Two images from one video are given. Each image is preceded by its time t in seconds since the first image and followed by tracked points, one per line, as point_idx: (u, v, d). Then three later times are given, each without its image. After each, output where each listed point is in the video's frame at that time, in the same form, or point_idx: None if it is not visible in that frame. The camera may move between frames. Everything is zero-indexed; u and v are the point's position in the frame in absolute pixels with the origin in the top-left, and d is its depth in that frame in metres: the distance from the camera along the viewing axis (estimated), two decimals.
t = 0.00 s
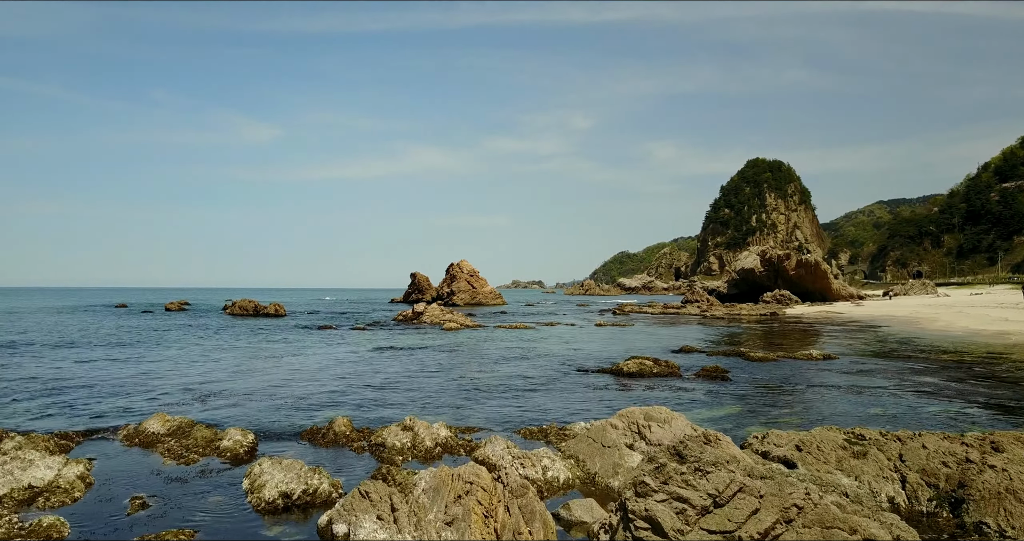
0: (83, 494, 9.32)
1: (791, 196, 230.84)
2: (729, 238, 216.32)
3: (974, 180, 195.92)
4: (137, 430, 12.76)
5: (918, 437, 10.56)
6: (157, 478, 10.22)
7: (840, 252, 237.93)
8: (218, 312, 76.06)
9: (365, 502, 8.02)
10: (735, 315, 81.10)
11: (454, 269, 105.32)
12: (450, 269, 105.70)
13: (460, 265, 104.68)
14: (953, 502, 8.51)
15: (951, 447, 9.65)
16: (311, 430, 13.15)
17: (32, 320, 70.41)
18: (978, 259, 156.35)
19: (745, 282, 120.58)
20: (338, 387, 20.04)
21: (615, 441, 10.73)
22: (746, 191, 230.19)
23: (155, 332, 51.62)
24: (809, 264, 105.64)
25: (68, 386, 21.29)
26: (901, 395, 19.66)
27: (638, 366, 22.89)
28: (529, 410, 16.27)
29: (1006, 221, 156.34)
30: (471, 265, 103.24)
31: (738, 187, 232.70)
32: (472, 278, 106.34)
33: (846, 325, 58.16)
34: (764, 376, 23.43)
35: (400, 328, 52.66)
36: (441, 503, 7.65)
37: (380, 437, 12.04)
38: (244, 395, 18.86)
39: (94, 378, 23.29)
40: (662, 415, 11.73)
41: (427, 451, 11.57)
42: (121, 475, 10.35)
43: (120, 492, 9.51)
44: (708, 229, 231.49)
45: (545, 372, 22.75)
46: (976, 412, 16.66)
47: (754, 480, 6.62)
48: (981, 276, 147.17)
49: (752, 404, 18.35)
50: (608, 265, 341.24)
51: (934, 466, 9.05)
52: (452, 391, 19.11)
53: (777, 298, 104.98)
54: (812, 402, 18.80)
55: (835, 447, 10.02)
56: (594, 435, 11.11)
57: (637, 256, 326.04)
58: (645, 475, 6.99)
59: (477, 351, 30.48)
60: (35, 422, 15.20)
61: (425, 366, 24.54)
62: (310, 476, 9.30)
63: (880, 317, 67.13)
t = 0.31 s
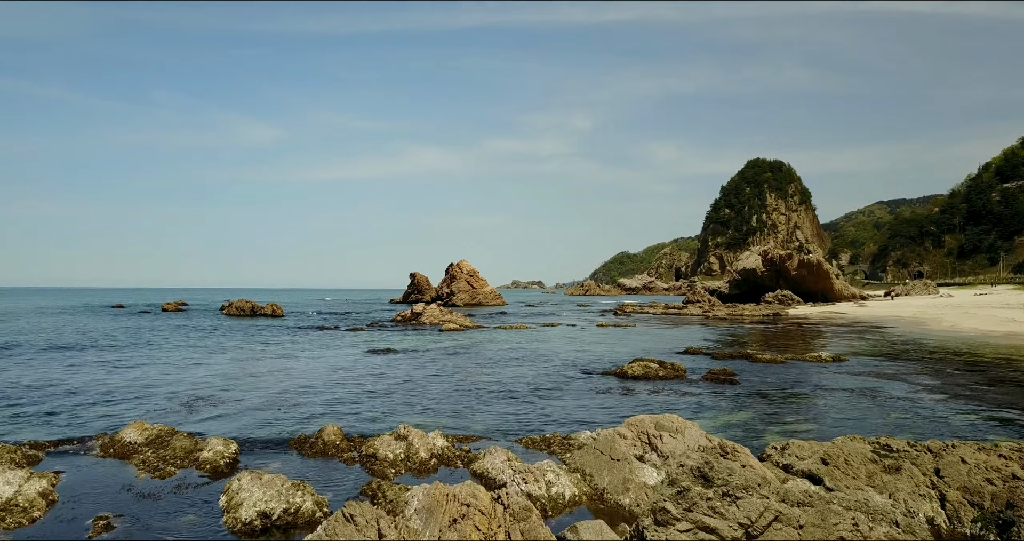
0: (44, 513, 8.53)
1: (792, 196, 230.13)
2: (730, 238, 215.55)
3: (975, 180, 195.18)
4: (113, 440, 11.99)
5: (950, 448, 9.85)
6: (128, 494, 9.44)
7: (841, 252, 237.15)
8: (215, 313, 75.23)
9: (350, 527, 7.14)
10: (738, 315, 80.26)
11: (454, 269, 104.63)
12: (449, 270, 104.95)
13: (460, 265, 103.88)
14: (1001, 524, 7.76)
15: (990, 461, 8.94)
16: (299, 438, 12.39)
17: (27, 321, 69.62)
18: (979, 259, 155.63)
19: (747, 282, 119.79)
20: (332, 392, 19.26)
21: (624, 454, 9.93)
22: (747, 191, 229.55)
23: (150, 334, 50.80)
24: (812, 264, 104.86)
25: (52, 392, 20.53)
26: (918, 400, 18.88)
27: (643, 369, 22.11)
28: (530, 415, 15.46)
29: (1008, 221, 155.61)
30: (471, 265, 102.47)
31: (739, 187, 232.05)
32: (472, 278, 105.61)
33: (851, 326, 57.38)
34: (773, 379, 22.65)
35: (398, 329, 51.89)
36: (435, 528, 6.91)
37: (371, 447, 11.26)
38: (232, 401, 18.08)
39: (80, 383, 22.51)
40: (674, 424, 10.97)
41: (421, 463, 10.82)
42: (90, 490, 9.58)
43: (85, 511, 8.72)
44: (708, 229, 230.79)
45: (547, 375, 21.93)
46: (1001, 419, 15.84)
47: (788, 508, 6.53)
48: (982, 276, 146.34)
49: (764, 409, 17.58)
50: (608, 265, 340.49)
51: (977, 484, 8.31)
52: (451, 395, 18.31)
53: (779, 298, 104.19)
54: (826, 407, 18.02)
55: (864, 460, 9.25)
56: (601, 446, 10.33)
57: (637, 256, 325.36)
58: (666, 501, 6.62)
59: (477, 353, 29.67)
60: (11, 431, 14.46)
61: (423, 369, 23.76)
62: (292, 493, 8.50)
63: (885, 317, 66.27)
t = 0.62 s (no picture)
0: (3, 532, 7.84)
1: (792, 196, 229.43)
2: (730, 238, 214.80)
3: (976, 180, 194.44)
4: (88, 449, 11.31)
5: (983, 460, 9.19)
6: (98, 509, 8.76)
7: (842, 253, 236.29)
8: (212, 314, 74.58)
9: None
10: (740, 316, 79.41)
11: (454, 269, 103.97)
12: (449, 270, 104.26)
13: (460, 265, 103.23)
14: None
15: None
16: (289, 447, 11.73)
17: (22, 322, 68.94)
18: (981, 259, 154.84)
19: (748, 283, 119.09)
20: (326, 398, 18.55)
21: (633, 467, 9.28)
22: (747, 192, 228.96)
23: (145, 335, 50.14)
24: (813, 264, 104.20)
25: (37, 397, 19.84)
26: (933, 404, 18.19)
27: (648, 371, 21.39)
28: (532, 420, 14.75)
29: (1009, 221, 154.78)
30: (471, 265, 101.88)
31: (739, 187, 231.54)
32: (472, 278, 105.00)
33: (855, 326, 56.66)
34: (782, 381, 21.96)
35: (396, 331, 51.18)
36: None
37: (362, 458, 10.57)
38: (222, 408, 17.37)
39: (67, 388, 21.83)
40: (686, 433, 10.31)
41: (416, 475, 10.16)
42: (56, 505, 8.89)
43: (48, 529, 8.04)
44: (708, 229, 230.17)
45: (547, 378, 21.22)
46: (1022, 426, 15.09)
47: None
48: (984, 276, 145.45)
49: (774, 414, 16.88)
50: (608, 265, 339.88)
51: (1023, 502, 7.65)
52: (450, 399, 17.62)
53: (780, 298, 103.40)
54: (838, 411, 17.28)
55: (894, 475, 8.55)
56: (609, 458, 9.66)
57: (637, 256, 324.73)
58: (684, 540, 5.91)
59: (477, 355, 28.99)
60: None
61: (421, 373, 23.04)
62: (272, 511, 7.83)
63: (889, 318, 65.44)
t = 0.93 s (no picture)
0: None
1: (793, 196, 228.59)
2: (731, 238, 213.97)
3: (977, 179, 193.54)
4: (57, 462, 10.52)
5: None
6: (58, 532, 7.97)
7: (842, 253, 235.38)
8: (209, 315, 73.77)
9: None
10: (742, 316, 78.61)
11: (453, 269, 103.16)
12: (448, 270, 103.47)
13: (460, 265, 102.55)
14: None
15: None
16: (274, 458, 10.91)
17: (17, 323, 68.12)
18: (981, 259, 154.07)
19: (750, 283, 118.23)
20: (319, 404, 17.73)
21: (647, 484, 8.49)
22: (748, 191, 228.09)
23: (140, 337, 49.36)
24: (815, 264, 103.39)
25: (17, 405, 18.98)
26: (954, 408, 17.34)
27: (654, 374, 20.59)
28: (535, 427, 13.93)
29: (1010, 221, 153.92)
30: (471, 265, 101.12)
31: (739, 187, 230.80)
32: (472, 278, 104.28)
33: (860, 327, 55.79)
34: (794, 385, 21.11)
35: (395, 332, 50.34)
36: None
37: (352, 473, 9.78)
38: (209, 415, 16.59)
39: (50, 394, 21.01)
40: (702, 445, 9.51)
41: (409, 491, 9.37)
42: (12, 527, 8.10)
43: None
44: (709, 229, 229.43)
45: (551, 382, 20.37)
46: None
47: None
48: (986, 276, 144.60)
49: (789, 420, 16.03)
50: (608, 265, 339.13)
51: None
52: (449, 405, 16.80)
53: (782, 298, 102.63)
54: (854, 417, 16.51)
55: (936, 494, 7.77)
56: (620, 474, 8.86)
57: (637, 257, 324.01)
58: None
59: (477, 358, 28.14)
60: None
61: (419, 377, 22.23)
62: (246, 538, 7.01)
63: (893, 318, 64.59)
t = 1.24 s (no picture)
0: None
1: (794, 196, 227.85)
2: (731, 238, 213.31)
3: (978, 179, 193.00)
4: (24, 475, 9.78)
5: None
6: None
7: (843, 253, 234.59)
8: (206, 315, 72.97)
9: None
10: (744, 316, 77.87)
11: (453, 269, 102.52)
12: (448, 270, 102.88)
13: (460, 265, 101.86)
14: None
15: None
16: (257, 471, 10.15)
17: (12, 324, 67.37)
18: (982, 259, 153.35)
19: (751, 283, 117.53)
20: (311, 409, 16.86)
21: (662, 504, 7.76)
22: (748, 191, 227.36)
23: (134, 338, 48.58)
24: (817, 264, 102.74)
25: None
26: (974, 415, 16.61)
27: (660, 378, 19.83)
28: (540, 433, 13.06)
29: (1011, 221, 153.14)
30: (471, 265, 100.38)
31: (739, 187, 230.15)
32: (472, 278, 103.57)
33: (864, 328, 55.14)
34: (806, 388, 20.34)
35: (394, 333, 49.65)
36: None
37: (340, 488, 9.03)
38: (192, 419, 15.69)
39: (33, 397, 20.19)
40: (719, 459, 8.81)
41: (402, 508, 8.65)
42: None
43: None
44: (709, 229, 228.73)
45: (553, 385, 19.57)
46: None
47: None
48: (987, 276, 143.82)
49: (803, 427, 15.28)
50: (608, 265, 338.65)
51: None
52: (449, 409, 15.99)
53: (784, 298, 101.91)
54: (870, 423, 15.77)
55: (982, 518, 7.08)
56: (631, 491, 8.15)
57: (637, 257, 323.35)
58: None
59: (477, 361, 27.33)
60: None
61: (418, 380, 21.39)
62: None
63: (897, 319, 63.82)
